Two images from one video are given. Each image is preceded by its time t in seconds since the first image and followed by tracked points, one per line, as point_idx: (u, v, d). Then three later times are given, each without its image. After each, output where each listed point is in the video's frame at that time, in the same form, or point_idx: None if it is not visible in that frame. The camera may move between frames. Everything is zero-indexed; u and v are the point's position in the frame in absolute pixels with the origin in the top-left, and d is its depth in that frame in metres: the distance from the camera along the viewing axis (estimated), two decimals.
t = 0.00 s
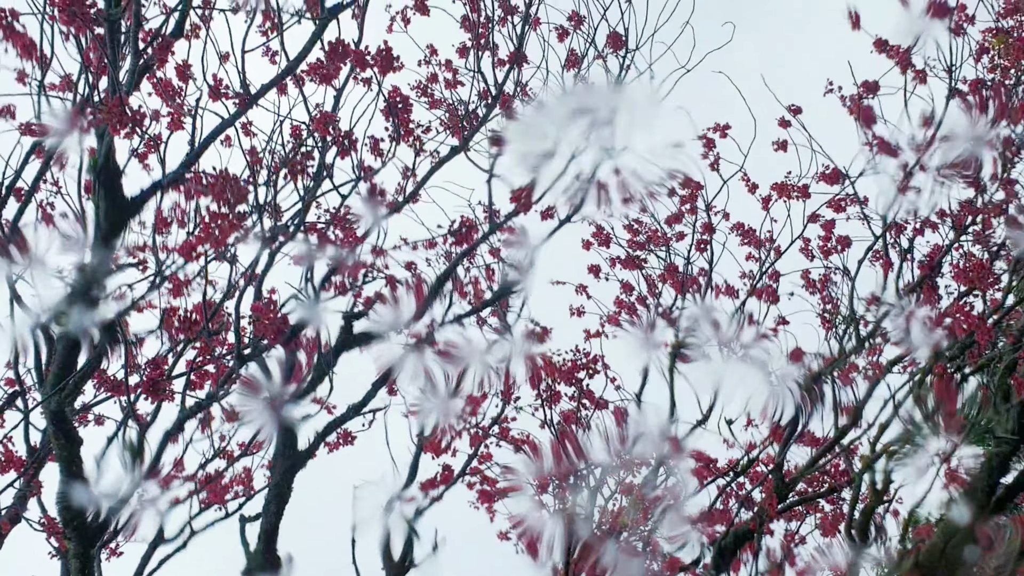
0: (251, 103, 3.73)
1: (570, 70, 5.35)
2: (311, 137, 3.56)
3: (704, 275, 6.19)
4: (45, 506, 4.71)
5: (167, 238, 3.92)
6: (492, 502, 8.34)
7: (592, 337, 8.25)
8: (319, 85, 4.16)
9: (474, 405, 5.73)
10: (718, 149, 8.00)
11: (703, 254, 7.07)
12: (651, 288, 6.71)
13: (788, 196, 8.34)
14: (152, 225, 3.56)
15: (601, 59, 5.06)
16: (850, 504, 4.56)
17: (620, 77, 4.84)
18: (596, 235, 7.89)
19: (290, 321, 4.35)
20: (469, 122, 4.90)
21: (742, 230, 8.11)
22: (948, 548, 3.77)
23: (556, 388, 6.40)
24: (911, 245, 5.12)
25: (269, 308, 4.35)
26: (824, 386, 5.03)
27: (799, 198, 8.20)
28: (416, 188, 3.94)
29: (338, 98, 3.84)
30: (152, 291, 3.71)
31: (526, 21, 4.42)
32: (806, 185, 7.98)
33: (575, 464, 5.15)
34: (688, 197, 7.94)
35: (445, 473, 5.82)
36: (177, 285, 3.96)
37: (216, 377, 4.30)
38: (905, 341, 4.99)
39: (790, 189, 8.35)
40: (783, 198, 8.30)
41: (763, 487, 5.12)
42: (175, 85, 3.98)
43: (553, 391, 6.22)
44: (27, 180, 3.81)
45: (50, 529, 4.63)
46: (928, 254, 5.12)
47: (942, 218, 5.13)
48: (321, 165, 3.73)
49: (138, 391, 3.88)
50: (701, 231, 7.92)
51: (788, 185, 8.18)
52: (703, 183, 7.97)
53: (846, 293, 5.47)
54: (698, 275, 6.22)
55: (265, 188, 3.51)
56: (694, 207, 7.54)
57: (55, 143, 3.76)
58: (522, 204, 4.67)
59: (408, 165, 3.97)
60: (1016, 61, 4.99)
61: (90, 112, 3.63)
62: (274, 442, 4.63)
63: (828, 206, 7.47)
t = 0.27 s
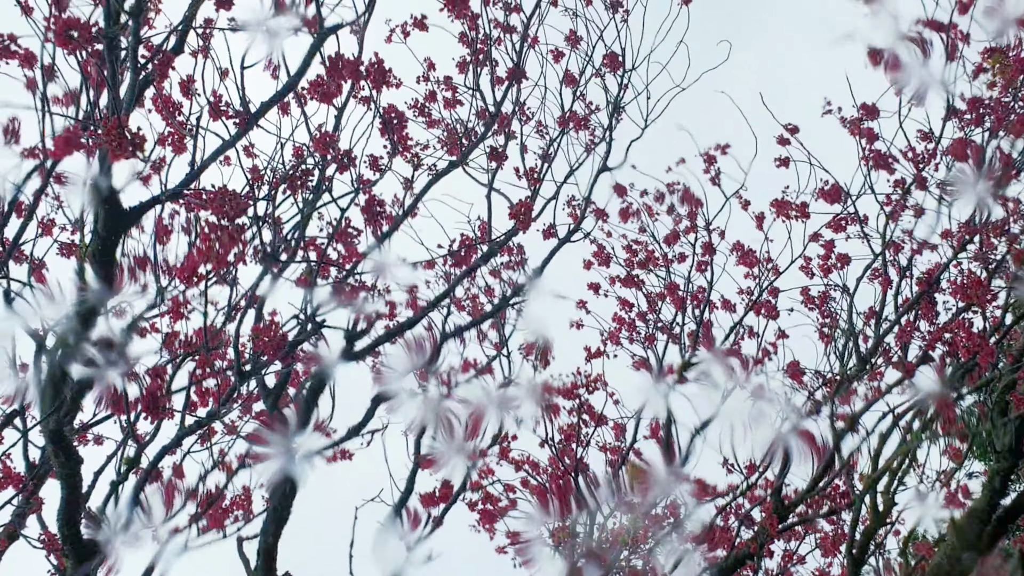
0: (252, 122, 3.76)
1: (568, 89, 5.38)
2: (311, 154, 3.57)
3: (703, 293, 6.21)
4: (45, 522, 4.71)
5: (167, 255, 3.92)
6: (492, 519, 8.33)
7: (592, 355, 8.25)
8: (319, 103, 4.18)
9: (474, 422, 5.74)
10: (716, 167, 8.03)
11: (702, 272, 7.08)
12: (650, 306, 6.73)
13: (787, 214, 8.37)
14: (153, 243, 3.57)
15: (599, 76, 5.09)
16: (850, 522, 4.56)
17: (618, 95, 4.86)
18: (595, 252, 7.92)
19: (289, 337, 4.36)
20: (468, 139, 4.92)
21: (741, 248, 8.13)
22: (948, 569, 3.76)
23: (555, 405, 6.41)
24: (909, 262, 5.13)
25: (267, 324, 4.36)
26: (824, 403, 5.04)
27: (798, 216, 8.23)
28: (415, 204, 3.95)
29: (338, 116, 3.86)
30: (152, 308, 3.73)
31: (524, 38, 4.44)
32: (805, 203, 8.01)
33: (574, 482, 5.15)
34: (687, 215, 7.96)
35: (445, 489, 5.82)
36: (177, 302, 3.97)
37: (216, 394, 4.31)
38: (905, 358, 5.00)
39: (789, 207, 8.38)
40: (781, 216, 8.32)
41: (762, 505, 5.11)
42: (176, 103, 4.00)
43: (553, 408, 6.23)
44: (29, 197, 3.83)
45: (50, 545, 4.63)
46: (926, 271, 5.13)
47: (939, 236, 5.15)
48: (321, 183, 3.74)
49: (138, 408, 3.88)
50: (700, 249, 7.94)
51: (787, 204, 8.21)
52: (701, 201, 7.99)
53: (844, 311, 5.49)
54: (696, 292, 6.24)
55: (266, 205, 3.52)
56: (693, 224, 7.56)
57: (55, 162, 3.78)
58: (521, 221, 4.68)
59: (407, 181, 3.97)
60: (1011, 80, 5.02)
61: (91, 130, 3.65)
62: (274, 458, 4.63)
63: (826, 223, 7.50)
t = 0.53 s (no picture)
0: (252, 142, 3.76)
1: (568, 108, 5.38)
2: (313, 175, 3.56)
3: (705, 311, 6.20)
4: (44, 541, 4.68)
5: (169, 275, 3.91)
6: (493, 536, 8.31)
7: (592, 373, 8.24)
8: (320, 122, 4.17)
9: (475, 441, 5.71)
10: (716, 185, 8.03)
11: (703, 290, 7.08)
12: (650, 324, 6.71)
13: (787, 232, 8.37)
14: (154, 263, 3.56)
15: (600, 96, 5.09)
16: (854, 544, 4.52)
17: (619, 114, 4.85)
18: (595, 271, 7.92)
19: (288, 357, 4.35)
20: (469, 158, 4.92)
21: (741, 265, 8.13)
22: None
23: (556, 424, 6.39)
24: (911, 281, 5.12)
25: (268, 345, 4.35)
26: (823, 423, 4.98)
27: (799, 233, 8.23)
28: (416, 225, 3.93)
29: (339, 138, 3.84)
30: (155, 327, 3.71)
31: (525, 59, 4.45)
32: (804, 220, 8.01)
33: (577, 502, 5.12)
34: (687, 233, 7.96)
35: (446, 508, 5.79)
36: (179, 323, 3.96)
37: (215, 412, 4.29)
38: (906, 378, 4.98)
39: (789, 225, 8.38)
40: (781, 233, 8.32)
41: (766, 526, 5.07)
42: (177, 123, 4.00)
43: (554, 428, 6.21)
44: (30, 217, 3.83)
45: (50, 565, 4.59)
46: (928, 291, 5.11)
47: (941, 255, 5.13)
48: (325, 206, 3.71)
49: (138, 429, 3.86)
50: (700, 267, 7.93)
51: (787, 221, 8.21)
52: (701, 219, 7.99)
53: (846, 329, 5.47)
54: (698, 311, 6.22)
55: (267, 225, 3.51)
56: (692, 242, 7.56)
57: (57, 182, 3.78)
58: (522, 239, 4.66)
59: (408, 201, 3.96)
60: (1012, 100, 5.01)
61: (92, 151, 3.64)
62: (274, 478, 4.60)
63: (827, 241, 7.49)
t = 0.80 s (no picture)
0: (254, 157, 3.78)
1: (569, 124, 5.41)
2: (313, 190, 3.58)
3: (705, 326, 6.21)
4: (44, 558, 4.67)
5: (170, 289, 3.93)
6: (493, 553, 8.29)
7: (592, 388, 8.25)
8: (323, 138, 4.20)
9: (475, 456, 5.72)
10: (716, 200, 8.06)
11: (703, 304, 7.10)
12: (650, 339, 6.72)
13: (787, 247, 8.39)
14: (155, 276, 3.58)
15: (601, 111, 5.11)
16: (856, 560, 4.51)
17: (620, 130, 4.87)
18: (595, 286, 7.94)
19: (289, 373, 4.35)
20: (470, 173, 4.94)
21: (741, 281, 8.15)
22: None
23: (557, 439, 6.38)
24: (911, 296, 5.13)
25: (269, 360, 4.35)
26: (824, 438, 4.98)
27: (798, 248, 8.25)
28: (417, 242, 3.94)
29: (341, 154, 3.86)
30: (155, 340, 3.72)
31: (526, 76, 4.47)
32: (805, 235, 8.03)
33: (577, 517, 5.11)
34: (687, 248, 7.99)
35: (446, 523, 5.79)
36: (179, 337, 3.97)
37: (217, 427, 4.29)
38: (906, 393, 4.98)
39: (789, 240, 8.40)
40: (782, 248, 8.34)
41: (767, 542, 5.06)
42: (180, 138, 4.03)
43: (555, 443, 6.21)
44: (33, 231, 3.85)
45: None
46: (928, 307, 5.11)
47: (940, 270, 5.14)
48: (326, 222, 3.72)
49: (139, 443, 3.87)
50: (701, 281, 7.95)
51: (787, 236, 8.23)
52: (701, 234, 8.02)
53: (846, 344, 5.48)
54: (698, 326, 6.24)
55: (267, 239, 3.52)
56: (693, 257, 7.58)
57: (59, 196, 3.80)
58: (522, 254, 4.67)
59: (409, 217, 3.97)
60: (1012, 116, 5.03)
61: (95, 165, 3.67)
62: (274, 494, 4.59)
63: (827, 256, 7.51)
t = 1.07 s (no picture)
0: (255, 173, 3.78)
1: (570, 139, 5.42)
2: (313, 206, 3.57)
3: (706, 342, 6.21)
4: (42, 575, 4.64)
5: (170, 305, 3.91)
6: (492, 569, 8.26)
7: (591, 403, 8.24)
8: (323, 154, 4.20)
9: (475, 472, 5.70)
10: (716, 214, 8.07)
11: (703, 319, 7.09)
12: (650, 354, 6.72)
13: (787, 262, 8.39)
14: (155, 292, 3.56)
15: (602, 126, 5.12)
16: None
17: (620, 146, 4.88)
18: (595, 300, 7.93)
19: (289, 389, 4.34)
20: (470, 188, 4.94)
21: (741, 295, 8.14)
22: None
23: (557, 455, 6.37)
24: (911, 312, 5.12)
25: (269, 374, 4.35)
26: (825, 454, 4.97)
27: (798, 263, 8.25)
28: (417, 257, 3.94)
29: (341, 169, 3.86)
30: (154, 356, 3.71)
31: (526, 91, 4.48)
32: (804, 250, 8.04)
33: (578, 533, 5.09)
34: (687, 262, 7.99)
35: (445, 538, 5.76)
36: (179, 353, 3.96)
37: (216, 444, 4.28)
38: (907, 408, 4.97)
39: (788, 254, 8.41)
40: (781, 263, 8.35)
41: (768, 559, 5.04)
42: (181, 154, 4.03)
43: (555, 459, 6.19)
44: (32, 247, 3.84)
45: None
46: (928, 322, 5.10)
47: (940, 284, 5.14)
48: (326, 238, 3.72)
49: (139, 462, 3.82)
50: (700, 296, 7.95)
51: (787, 250, 8.24)
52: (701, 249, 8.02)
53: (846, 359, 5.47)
54: (699, 341, 6.23)
55: (267, 256, 3.52)
56: (693, 272, 7.58)
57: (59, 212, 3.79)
58: (522, 269, 4.67)
59: (409, 233, 3.97)
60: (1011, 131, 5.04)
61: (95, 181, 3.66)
62: (274, 510, 4.57)
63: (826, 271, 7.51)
